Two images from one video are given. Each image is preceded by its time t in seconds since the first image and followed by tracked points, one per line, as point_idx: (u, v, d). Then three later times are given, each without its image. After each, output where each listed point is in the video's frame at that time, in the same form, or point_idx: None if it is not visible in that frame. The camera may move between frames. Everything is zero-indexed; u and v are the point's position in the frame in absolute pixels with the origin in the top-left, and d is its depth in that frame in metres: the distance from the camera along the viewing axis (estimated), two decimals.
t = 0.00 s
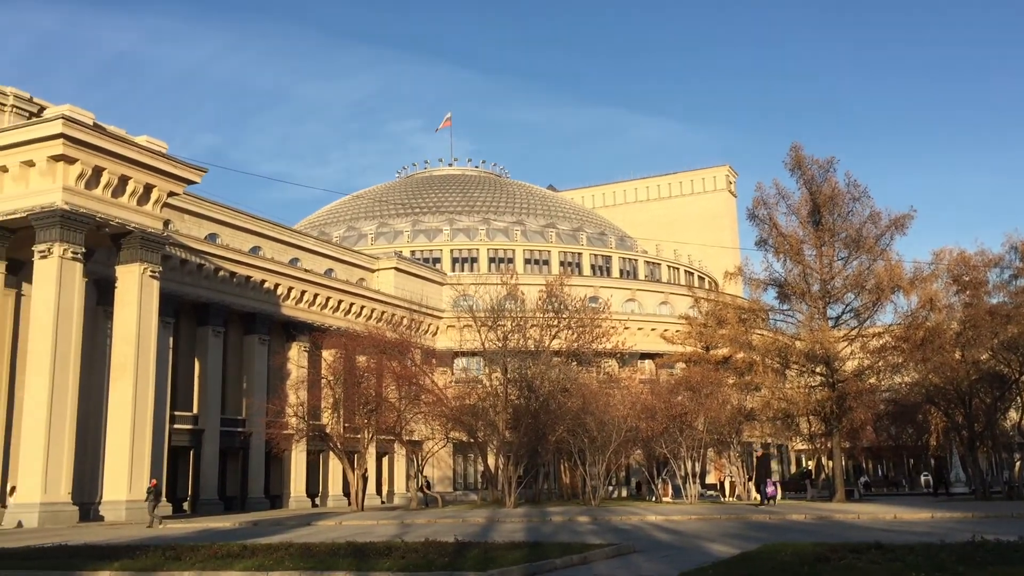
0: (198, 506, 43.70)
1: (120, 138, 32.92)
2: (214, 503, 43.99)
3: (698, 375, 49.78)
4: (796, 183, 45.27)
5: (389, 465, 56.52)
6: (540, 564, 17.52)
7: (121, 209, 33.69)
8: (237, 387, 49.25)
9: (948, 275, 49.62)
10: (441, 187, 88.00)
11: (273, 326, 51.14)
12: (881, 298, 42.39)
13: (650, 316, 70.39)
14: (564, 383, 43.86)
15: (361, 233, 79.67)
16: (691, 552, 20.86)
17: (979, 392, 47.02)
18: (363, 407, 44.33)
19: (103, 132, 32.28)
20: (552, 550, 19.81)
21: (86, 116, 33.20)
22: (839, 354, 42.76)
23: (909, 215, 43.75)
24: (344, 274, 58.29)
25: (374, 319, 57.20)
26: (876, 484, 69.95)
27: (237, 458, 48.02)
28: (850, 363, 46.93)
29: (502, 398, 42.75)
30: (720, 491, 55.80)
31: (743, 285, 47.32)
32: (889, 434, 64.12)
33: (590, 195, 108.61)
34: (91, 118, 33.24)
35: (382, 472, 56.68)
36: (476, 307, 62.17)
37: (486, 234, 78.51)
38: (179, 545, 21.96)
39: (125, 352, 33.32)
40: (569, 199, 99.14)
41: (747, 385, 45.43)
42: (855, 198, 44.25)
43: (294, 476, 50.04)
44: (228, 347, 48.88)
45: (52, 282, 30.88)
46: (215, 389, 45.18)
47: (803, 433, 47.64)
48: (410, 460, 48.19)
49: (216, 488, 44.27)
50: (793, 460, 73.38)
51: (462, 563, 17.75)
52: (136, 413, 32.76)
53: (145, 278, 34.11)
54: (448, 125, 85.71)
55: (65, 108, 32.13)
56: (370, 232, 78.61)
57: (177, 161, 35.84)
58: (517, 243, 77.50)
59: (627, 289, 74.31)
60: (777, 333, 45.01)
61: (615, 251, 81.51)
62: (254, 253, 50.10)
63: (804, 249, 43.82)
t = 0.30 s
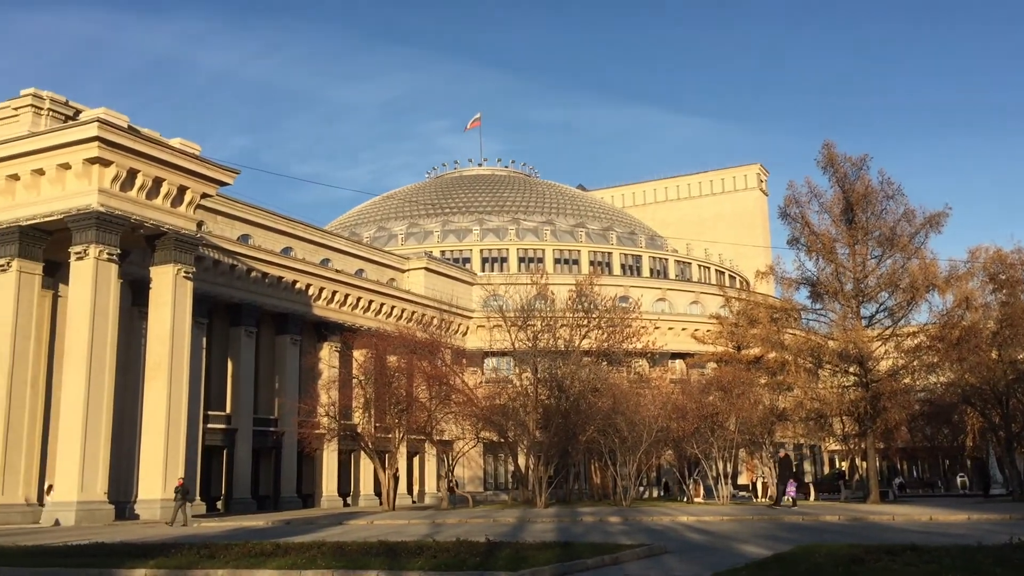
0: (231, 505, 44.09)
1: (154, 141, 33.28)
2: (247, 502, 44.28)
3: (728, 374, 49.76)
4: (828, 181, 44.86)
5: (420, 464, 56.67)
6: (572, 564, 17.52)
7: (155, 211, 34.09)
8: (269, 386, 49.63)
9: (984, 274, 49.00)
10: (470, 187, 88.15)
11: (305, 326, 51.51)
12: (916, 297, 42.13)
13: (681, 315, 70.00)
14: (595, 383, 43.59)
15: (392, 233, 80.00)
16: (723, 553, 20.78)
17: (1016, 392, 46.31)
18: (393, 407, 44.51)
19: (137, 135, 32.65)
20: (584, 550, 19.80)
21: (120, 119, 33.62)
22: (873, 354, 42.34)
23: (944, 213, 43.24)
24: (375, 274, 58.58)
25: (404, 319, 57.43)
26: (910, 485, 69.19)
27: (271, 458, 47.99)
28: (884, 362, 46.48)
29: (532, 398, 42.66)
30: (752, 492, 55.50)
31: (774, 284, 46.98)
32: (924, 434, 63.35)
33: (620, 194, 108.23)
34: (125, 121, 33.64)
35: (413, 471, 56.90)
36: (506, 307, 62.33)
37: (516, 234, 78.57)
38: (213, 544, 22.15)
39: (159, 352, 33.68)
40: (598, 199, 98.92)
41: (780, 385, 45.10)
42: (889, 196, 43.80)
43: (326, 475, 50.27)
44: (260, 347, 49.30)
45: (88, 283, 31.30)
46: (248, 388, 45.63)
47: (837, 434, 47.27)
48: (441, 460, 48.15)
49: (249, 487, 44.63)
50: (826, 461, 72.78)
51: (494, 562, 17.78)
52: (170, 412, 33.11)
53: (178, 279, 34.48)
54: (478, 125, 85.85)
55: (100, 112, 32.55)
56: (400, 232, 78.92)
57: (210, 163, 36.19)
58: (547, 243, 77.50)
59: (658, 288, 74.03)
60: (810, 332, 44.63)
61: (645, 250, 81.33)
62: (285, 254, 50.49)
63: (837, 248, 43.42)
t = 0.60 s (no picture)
0: (267, 502, 44.48)
1: (190, 142, 33.65)
2: (283, 499, 44.54)
3: (763, 374, 49.56)
4: (865, 178, 44.34)
5: (453, 463, 56.84)
6: (606, 563, 17.46)
7: (191, 211, 34.48)
8: (304, 384, 50.00)
9: None
10: (502, 186, 88.19)
11: (339, 325, 51.85)
12: (955, 295, 41.61)
13: (715, 314, 69.60)
14: (629, 382, 43.37)
15: (424, 232, 80.26)
16: (760, 553, 20.63)
17: None
18: (426, 406, 44.63)
19: (174, 136, 33.04)
20: (618, 549, 19.74)
21: (157, 121, 34.02)
22: (911, 353, 41.82)
23: (983, 210, 42.60)
24: (408, 273, 58.81)
25: (437, 318, 57.62)
26: (949, 485, 68.29)
27: (305, 456, 48.44)
28: (922, 361, 45.92)
29: (565, 397, 42.51)
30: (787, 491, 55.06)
31: (810, 282, 46.54)
32: (963, 434, 62.42)
33: (652, 192, 107.71)
34: (162, 123, 34.05)
35: (447, 469, 57.11)
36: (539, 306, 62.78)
37: (548, 233, 78.52)
38: (250, 541, 22.37)
39: (196, 351, 34.06)
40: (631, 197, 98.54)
41: (815, 384, 44.80)
42: (927, 193, 43.22)
43: (360, 473, 50.68)
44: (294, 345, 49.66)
45: (127, 282, 31.75)
46: (283, 386, 46.03)
47: (874, 433, 46.78)
48: (474, 458, 48.25)
49: (284, 485, 44.91)
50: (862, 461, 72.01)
51: (528, 561, 17.77)
52: (207, 409, 33.45)
53: (214, 279, 34.83)
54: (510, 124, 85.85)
55: (137, 114, 32.96)
56: (432, 232, 79.14)
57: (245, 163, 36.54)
58: (579, 241, 77.36)
59: (691, 287, 73.60)
60: (846, 331, 44.13)
61: (679, 249, 80.98)
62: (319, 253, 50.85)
63: (874, 246, 42.91)
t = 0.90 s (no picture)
0: (304, 501, 44.88)
1: (228, 143, 34.02)
2: (319, 498, 44.93)
3: (800, 373, 49.15)
4: (903, 174, 43.77)
5: (488, 462, 56.99)
6: (643, 563, 17.41)
7: (228, 212, 34.87)
8: (340, 383, 50.28)
9: None
10: (536, 185, 88.17)
11: (374, 325, 52.17)
12: (996, 293, 40.81)
13: (751, 312, 69.15)
14: (664, 381, 43.29)
15: (458, 232, 80.43)
16: (798, 554, 20.44)
17: None
18: (461, 405, 44.86)
19: (211, 138, 33.42)
20: (655, 549, 19.67)
21: (195, 123, 34.43)
22: (952, 352, 41.22)
23: None
24: (442, 273, 58.99)
25: (471, 317, 57.76)
26: (991, 486, 67.29)
27: (342, 455, 48.76)
28: (962, 360, 45.29)
29: (600, 396, 42.32)
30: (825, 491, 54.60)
31: (847, 280, 46.08)
32: (1005, 434, 61.45)
33: (686, 189, 107.10)
34: (200, 125, 34.45)
35: (482, 468, 57.26)
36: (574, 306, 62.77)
37: (582, 232, 78.41)
38: (287, 539, 22.57)
39: (234, 350, 34.39)
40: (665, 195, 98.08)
41: (854, 383, 44.70)
42: (967, 189, 42.61)
43: (396, 472, 51.01)
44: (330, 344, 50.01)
45: (166, 283, 32.19)
46: (320, 385, 46.39)
47: (913, 433, 46.20)
48: (508, 458, 48.29)
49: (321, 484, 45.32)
50: (901, 461, 71.17)
51: (564, 560, 17.76)
52: (245, 408, 33.77)
53: (251, 278, 35.17)
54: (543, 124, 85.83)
55: (176, 116, 33.38)
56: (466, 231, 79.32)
57: (281, 164, 36.86)
58: (613, 240, 77.14)
59: (726, 285, 73.12)
60: (885, 329, 43.63)
61: (714, 247, 80.59)
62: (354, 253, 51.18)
63: (913, 243, 42.37)
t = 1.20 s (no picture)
0: (337, 500, 45.22)
1: (260, 145, 34.30)
2: (352, 497, 45.32)
3: (834, 373, 48.69)
4: (939, 172, 43.23)
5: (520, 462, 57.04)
6: (676, 564, 17.34)
7: (261, 213, 35.17)
8: (372, 383, 50.54)
9: None
10: (566, 185, 88.09)
11: (406, 325, 52.39)
12: None
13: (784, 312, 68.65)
14: (696, 381, 43.08)
15: (489, 233, 80.55)
16: (833, 555, 20.24)
17: None
18: (493, 405, 44.72)
19: (244, 140, 33.72)
20: (688, 550, 19.58)
21: (228, 126, 34.75)
22: (989, 351, 40.60)
23: None
24: (473, 273, 59.10)
25: (502, 317, 57.83)
26: None
27: (374, 455, 49.00)
28: (1001, 359, 44.61)
29: (631, 396, 42.11)
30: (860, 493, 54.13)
31: (882, 279, 45.60)
32: None
33: (718, 188, 106.46)
34: (232, 128, 34.77)
35: (513, 468, 57.32)
36: (605, 306, 62.66)
37: (613, 231, 78.25)
38: (321, 538, 22.70)
39: (267, 350, 34.64)
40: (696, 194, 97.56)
41: (889, 383, 44.41)
42: (1004, 186, 41.99)
43: (428, 472, 51.20)
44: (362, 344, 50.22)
45: (200, 284, 32.52)
46: (352, 384, 46.70)
47: (950, 434, 45.61)
48: (540, 458, 48.31)
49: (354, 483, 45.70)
50: (939, 462, 70.27)
51: (597, 560, 17.71)
52: (278, 408, 34.02)
53: (284, 279, 35.44)
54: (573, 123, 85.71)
55: (209, 119, 33.72)
56: (496, 232, 79.42)
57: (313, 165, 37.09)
58: (644, 240, 76.90)
59: (759, 285, 72.63)
60: (921, 329, 43.16)
61: (746, 246, 80.12)
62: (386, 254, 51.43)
63: (949, 241, 41.85)
